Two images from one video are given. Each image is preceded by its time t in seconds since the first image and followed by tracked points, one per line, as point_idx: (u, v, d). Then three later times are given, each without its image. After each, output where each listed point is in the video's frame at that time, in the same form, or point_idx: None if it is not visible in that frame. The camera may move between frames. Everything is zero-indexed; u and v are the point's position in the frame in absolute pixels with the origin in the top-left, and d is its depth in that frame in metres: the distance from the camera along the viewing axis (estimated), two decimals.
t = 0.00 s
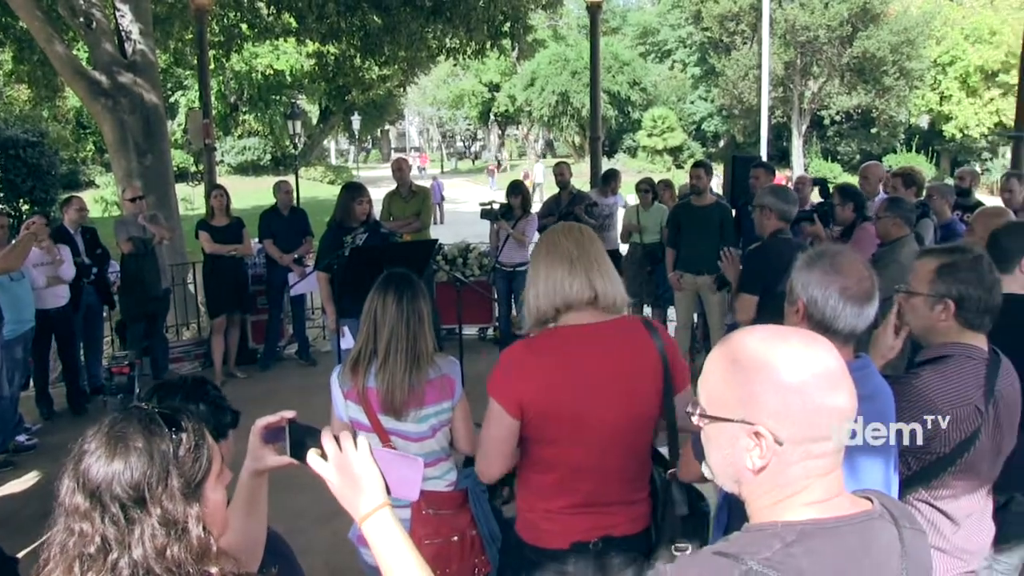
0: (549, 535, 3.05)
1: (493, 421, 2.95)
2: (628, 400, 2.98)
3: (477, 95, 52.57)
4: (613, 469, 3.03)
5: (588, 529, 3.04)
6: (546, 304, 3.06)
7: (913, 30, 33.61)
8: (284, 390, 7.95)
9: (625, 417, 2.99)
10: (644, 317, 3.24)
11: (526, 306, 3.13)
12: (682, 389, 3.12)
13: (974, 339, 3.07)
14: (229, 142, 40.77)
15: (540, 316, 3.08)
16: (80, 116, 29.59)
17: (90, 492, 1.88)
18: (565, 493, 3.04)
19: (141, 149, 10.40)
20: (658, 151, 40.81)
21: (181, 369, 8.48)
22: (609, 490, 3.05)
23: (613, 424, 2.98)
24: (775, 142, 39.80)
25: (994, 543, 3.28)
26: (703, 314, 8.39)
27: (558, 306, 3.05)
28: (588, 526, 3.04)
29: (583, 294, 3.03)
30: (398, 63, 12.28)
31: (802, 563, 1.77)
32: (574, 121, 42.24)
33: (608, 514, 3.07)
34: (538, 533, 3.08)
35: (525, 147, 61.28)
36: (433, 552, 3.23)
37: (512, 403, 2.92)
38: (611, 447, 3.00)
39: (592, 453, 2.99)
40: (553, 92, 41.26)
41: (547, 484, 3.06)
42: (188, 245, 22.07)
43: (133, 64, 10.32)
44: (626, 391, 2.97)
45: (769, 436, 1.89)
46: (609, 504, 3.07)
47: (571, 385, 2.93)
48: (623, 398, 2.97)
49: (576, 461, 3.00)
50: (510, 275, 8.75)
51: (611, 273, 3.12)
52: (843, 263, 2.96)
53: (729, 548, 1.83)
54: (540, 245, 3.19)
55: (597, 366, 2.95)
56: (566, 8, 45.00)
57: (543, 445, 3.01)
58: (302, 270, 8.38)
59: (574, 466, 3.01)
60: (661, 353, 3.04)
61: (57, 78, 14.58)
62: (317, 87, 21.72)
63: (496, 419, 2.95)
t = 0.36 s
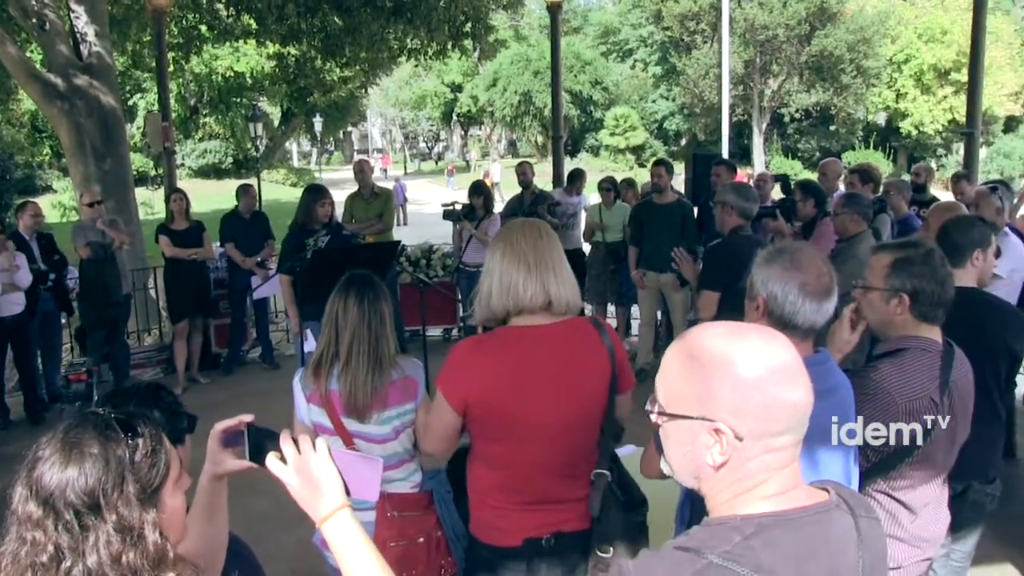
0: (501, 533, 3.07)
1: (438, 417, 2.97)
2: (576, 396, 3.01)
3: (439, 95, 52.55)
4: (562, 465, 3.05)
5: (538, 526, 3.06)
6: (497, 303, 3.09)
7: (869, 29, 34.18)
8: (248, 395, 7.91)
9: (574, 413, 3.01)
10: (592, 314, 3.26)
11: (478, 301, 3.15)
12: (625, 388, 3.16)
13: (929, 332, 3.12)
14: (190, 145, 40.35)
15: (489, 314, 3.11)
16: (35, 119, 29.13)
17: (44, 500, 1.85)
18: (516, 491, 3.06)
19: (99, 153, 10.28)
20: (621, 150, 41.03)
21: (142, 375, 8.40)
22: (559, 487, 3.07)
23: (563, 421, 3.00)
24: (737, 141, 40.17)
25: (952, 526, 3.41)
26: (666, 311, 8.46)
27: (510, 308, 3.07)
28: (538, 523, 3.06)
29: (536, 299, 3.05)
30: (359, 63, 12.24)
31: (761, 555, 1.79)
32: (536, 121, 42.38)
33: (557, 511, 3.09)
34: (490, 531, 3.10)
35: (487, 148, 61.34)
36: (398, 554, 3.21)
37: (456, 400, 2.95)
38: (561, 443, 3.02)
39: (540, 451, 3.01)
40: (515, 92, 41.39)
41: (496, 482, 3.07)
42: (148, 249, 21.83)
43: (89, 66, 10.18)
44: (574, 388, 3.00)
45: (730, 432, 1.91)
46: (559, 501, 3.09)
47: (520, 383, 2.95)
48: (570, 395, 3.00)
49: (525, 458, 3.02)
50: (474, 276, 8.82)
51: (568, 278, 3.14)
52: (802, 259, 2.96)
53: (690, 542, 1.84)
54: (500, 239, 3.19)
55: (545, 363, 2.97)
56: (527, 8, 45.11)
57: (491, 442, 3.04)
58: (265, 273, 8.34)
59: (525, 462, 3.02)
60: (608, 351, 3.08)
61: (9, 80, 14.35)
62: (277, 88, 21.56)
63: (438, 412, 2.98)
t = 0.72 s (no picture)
0: (480, 525, 3.06)
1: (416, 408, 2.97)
2: (549, 386, 3.03)
3: (399, 95, 52.45)
4: (537, 456, 3.06)
5: (517, 517, 3.07)
6: (475, 303, 3.08)
7: (824, 28, 34.67)
8: (208, 399, 7.85)
9: (548, 403, 3.03)
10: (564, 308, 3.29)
11: (455, 300, 3.13)
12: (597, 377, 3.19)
13: (882, 325, 3.15)
14: (145, 146, 39.84)
15: (466, 314, 3.10)
16: None
17: None
18: (493, 483, 3.05)
19: (51, 155, 10.13)
20: (580, 150, 41.26)
21: (99, 381, 8.30)
22: (536, 477, 3.08)
23: (538, 411, 3.01)
24: (698, 139, 40.50)
25: (903, 520, 3.51)
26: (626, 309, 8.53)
27: (488, 309, 3.06)
28: (516, 514, 3.07)
29: (515, 299, 3.05)
30: (317, 63, 12.15)
31: (714, 548, 1.79)
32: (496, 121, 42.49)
33: (534, 502, 3.09)
34: (468, 524, 3.09)
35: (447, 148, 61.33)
36: (359, 557, 3.15)
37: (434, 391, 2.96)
38: (537, 433, 3.03)
39: (516, 441, 3.02)
40: (475, 92, 41.54)
41: (473, 474, 3.07)
42: (102, 252, 21.55)
43: (38, 66, 10.00)
44: (547, 379, 3.02)
45: (682, 427, 1.91)
46: (536, 491, 3.09)
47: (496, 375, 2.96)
48: (545, 385, 3.02)
49: (502, 450, 3.02)
50: (434, 276, 8.81)
51: (543, 276, 3.14)
52: (759, 254, 2.97)
53: (644, 537, 1.84)
54: (473, 236, 3.15)
55: (518, 355, 2.98)
56: (487, 8, 45.10)
57: (468, 435, 3.04)
58: (224, 275, 8.28)
59: (501, 454, 3.02)
60: (581, 339, 3.11)
61: None
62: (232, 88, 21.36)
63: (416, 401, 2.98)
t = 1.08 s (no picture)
0: (445, 520, 3.04)
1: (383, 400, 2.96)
2: (511, 380, 3.01)
3: (356, 95, 52.23)
4: (503, 449, 3.05)
5: (484, 510, 3.05)
6: (444, 298, 3.06)
7: (777, 28, 35.17)
8: (162, 404, 7.76)
9: (510, 397, 3.02)
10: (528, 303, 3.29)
11: (423, 297, 3.10)
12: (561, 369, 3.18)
13: (834, 321, 3.20)
14: (96, 147, 39.20)
15: (434, 310, 3.07)
16: None
17: None
18: (458, 477, 3.04)
19: None
20: (536, 148, 41.52)
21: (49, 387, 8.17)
22: (502, 470, 3.07)
23: (500, 405, 3.00)
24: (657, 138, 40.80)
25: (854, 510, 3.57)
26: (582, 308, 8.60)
27: (456, 303, 3.04)
28: (482, 508, 3.05)
29: (483, 293, 3.04)
30: (270, 62, 12.06)
31: (662, 543, 1.79)
32: (454, 121, 42.48)
33: (501, 494, 3.08)
34: (435, 519, 3.07)
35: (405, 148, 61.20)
36: (315, 559, 3.12)
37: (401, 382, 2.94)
38: (500, 428, 3.02)
39: (480, 435, 3.00)
40: (431, 91, 41.74)
41: (438, 469, 3.05)
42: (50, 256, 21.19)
43: None
44: (509, 372, 3.01)
45: (630, 424, 1.91)
46: (502, 484, 3.08)
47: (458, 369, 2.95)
48: (506, 379, 3.00)
49: (464, 445, 3.01)
50: (391, 276, 8.77)
51: (509, 271, 3.14)
52: (711, 252, 3.00)
53: (594, 534, 1.83)
54: (439, 237, 3.13)
55: (480, 348, 2.97)
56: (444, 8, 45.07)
57: (432, 429, 3.03)
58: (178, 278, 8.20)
59: (467, 447, 3.01)
60: (544, 331, 3.11)
61: None
62: (182, 88, 21.11)
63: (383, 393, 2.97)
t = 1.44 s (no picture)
0: (400, 520, 3.03)
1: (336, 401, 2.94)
2: (464, 380, 3.01)
3: (311, 96, 51.84)
4: (456, 448, 3.05)
5: (438, 510, 3.04)
6: (399, 296, 3.03)
7: (731, 31, 35.62)
8: (114, 410, 7.65)
9: (464, 397, 3.02)
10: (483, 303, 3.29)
11: (378, 296, 3.07)
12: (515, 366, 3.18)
13: (785, 321, 3.24)
14: (44, 148, 38.43)
15: (389, 308, 3.04)
16: None
17: None
18: (412, 478, 3.03)
19: None
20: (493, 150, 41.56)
21: None
22: (456, 469, 3.06)
23: (454, 405, 3.00)
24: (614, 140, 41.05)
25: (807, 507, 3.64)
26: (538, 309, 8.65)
27: (412, 302, 3.03)
28: (437, 508, 3.04)
29: (439, 293, 3.05)
30: (223, 62, 11.92)
31: (615, 542, 1.79)
32: (410, 122, 42.34)
33: (455, 494, 3.08)
34: (390, 520, 3.06)
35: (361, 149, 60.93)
36: (270, 565, 3.09)
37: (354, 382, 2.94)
38: (453, 427, 3.02)
39: (434, 434, 3.00)
40: (387, 93, 41.58)
41: (392, 469, 3.04)
42: None
43: None
44: (462, 372, 3.01)
45: (580, 423, 1.91)
46: (457, 482, 3.08)
47: (412, 368, 2.95)
48: (459, 379, 3.00)
49: (419, 445, 3.01)
50: (347, 278, 8.73)
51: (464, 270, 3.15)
52: (661, 253, 3.02)
53: (547, 533, 1.82)
54: (394, 237, 3.12)
55: (432, 348, 2.97)
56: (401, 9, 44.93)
57: (386, 429, 3.02)
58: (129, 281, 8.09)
59: (421, 447, 3.01)
60: (497, 331, 3.11)
61: None
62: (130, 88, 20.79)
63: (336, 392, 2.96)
